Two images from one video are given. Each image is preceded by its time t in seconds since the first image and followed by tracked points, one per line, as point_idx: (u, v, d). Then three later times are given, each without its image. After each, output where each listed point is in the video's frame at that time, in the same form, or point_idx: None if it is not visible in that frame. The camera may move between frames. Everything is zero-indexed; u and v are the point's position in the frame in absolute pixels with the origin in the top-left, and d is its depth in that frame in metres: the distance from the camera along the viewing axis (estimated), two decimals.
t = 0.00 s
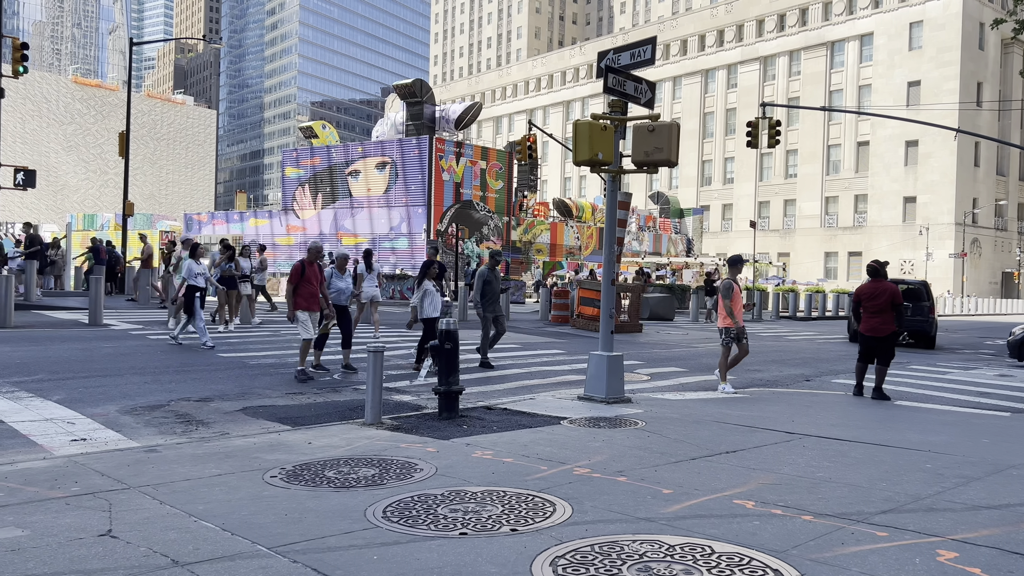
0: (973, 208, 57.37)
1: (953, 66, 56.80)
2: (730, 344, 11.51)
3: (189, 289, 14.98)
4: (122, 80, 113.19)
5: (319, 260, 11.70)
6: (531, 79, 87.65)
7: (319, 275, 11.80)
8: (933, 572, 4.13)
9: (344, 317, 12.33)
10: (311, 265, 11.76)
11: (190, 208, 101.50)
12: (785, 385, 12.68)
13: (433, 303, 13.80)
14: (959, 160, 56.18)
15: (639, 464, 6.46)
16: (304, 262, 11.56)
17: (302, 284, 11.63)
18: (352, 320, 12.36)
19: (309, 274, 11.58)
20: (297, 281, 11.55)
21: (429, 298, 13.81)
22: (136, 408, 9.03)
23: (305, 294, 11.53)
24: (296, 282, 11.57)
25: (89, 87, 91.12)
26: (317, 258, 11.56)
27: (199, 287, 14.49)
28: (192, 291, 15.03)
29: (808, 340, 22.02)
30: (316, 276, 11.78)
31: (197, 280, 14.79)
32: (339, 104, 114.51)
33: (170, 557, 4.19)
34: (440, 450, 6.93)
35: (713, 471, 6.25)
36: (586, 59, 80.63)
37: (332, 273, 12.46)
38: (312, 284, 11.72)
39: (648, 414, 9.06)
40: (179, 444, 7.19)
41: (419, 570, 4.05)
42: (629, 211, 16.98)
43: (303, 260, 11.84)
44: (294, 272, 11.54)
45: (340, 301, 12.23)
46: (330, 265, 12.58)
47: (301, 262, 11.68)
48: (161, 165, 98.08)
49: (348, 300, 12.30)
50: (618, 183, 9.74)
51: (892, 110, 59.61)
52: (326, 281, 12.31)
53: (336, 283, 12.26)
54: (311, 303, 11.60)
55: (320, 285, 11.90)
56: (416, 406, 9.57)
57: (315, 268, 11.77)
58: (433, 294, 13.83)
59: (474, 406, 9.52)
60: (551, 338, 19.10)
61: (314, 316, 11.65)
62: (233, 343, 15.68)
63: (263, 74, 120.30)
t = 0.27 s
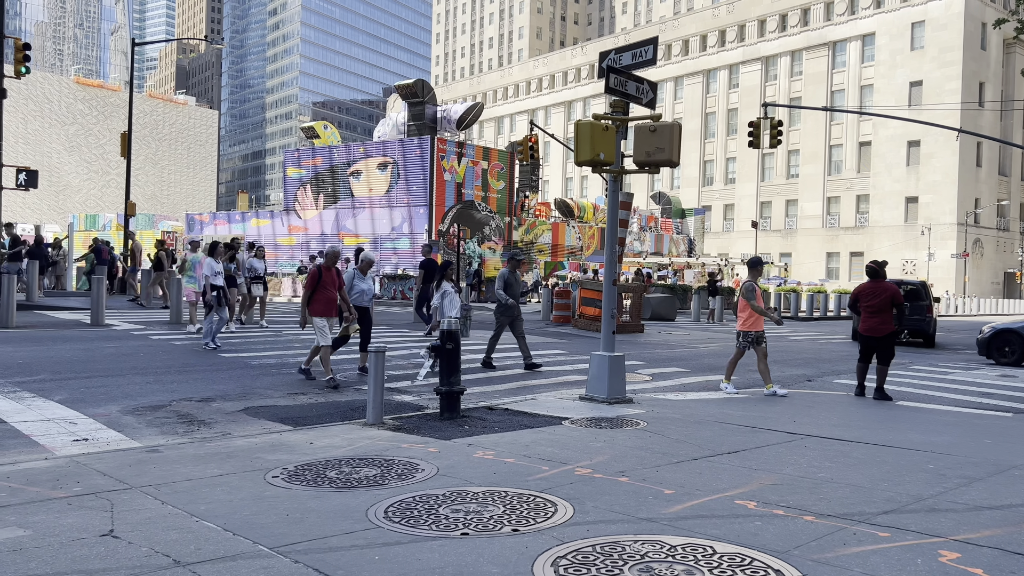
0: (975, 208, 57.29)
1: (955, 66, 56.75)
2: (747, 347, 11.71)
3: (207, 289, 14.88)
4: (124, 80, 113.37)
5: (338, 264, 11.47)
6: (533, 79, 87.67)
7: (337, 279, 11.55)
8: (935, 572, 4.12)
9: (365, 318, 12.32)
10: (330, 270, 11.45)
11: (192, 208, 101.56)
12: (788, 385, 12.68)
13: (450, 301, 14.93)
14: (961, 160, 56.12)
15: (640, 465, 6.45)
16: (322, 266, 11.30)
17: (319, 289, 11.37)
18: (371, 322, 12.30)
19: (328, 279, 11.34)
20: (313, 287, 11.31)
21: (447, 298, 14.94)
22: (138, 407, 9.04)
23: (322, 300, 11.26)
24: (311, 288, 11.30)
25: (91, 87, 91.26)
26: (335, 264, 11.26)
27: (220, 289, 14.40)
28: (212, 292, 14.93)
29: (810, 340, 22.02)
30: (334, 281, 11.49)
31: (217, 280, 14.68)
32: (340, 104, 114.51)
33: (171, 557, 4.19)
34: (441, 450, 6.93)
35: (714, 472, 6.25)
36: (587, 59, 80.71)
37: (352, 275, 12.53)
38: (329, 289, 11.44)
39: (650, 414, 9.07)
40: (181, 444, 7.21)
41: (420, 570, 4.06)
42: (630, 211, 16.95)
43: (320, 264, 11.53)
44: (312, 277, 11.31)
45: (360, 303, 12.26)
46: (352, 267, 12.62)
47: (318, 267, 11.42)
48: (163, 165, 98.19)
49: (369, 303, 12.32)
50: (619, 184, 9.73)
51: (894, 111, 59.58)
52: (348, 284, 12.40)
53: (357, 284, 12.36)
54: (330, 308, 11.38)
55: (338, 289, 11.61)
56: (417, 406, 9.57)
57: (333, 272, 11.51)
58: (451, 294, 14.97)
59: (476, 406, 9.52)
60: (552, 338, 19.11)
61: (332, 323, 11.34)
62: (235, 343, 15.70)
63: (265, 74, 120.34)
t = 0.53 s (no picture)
0: (977, 208, 57.27)
1: (956, 66, 56.69)
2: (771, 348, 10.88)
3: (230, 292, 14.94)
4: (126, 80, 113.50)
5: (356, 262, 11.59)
6: (534, 79, 87.68)
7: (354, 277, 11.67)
8: (937, 573, 4.12)
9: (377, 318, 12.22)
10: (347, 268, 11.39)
11: (193, 208, 101.59)
12: (789, 385, 12.68)
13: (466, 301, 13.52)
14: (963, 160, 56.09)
15: (642, 465, 6.45)
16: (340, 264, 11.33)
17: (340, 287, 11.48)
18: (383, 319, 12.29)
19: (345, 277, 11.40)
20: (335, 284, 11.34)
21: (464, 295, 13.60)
22: (139, 408, 9.05)
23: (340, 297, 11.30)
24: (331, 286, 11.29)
25: (93, 87, 91.37)
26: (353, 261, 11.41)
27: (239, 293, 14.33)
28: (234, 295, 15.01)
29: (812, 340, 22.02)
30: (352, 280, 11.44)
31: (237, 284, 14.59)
32: (341, 104, 114.57)
33: (173, 557, 4.19)
34: (443, 450, 6.93)
35: (715, 472, 6.25)
36: (589, 60, 80.72)
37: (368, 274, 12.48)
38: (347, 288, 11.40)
39: (651, 414, 9.08)
40: (183, 444, 7.20)
41: (421, 571, 4.06)
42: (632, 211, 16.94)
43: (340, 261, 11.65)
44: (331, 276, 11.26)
45: (375, 303, 12.17)
46: (367, 267, 12.61)
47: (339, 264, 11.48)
48: (165, 165, 98.27)
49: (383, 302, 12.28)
50: (621, 184, 9.73)
51: (895, 111, 59.56)
52: (362, 282, 12.34)
53: (372, 283, 12.29)
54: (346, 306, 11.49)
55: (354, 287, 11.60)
56: (419, 406, 9.57)
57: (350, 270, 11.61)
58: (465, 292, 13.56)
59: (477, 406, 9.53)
60: (553, 338, 19.11)
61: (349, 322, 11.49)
62: (237, 343, 15.72)
63: (267, 75, 120.35)
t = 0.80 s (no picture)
0: (979, 208, 57.23)
1: (958, 65, 56.64)
2: (785, 348, 10.72)
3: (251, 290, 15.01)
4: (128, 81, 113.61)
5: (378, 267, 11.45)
6: (536, 79, 87.68)
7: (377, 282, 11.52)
8: (940, 573, 4.11)
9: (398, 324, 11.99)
10: (372, 273, 11.55)
11: (195, 208, 101.63)
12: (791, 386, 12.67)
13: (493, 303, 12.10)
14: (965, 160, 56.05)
15: (644, 465, 6.45)
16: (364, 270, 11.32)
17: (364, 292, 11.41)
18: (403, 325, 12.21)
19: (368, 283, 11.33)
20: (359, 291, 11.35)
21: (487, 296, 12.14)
22: (141, 408, 9.06)
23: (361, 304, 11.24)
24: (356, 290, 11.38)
25: (95, 88, 91.51)
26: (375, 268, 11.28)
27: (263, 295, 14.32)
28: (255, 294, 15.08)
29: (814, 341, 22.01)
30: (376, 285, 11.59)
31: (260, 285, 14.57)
32: (342, 104, 114.62)
33: (175, 557, 4.20)
34: (445, 450, 6.93)
35: (718, 472, 6.24)
36: (590, 60, 80.73)
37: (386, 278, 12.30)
38: (372, 292, 11.55)
39: (653, 414, 9.08)
40: (185, 444, 7.21)
41: (423, 570, 4.06)
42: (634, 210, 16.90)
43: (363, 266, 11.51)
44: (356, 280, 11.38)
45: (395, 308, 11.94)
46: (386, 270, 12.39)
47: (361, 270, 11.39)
48: (167, 165, 98.35)
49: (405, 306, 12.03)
50: (622, 184, 9.73)
51: (897, 110, 59.51)
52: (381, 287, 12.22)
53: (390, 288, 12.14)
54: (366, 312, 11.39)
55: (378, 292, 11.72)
56: (421, 406, 9.57)
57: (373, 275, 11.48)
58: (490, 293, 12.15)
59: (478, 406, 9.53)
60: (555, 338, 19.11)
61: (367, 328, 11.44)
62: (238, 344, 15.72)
63: (268, 75, 120.44)
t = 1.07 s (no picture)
0: (982, 208, 57.19)
1: (961, 65, 56.62)
2: (795, 349, 10.59)
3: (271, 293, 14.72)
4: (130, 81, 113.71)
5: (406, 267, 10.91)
6: (537, 79, 87.66)
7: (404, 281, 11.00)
8: (942, 573, 4.11)
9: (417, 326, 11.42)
10: (399, 271, 10.89)
11: (197, 209, 101.66)
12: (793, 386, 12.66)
13: (508, 307, 11.71)
14: (967, 160, 56.03)
15: (645, 465, 6.46)
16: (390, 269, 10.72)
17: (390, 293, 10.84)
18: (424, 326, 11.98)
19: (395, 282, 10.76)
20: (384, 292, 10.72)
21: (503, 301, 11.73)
22: (143, 408, 9.06)
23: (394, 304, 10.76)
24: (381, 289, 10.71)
25: (97, 87, 91.56)
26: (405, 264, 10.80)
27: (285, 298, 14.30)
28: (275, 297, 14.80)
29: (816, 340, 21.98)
30: (403, 284, 10.93)
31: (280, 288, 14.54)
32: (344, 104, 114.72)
33: (177, 556, 4.20)
34: (447, 450, 6.93)
35: (719, 472, 6.24)
36: (592, 59, 80.64)
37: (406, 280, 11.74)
38: (398, 292, 10.90)
39: (654, 414, 9.08)
40: (187, 444, 7.20)
41: (425, 570, 4.06)
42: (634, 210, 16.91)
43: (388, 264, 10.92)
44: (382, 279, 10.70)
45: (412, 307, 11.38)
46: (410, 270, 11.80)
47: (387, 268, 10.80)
48: (169, 165, 98.39)
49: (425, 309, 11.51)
50: (624, 184, 9.73)
51: (899, 110, 59.47)
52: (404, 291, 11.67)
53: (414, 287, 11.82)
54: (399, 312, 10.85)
55: (405, 291, 11.09)
56: (422, 406, 9.57)
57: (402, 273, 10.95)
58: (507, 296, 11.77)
59: (480, 406, 9.53)
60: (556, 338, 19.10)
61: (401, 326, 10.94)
62: (241, 344, 15.73)
63: (270, 75, 120.45)
